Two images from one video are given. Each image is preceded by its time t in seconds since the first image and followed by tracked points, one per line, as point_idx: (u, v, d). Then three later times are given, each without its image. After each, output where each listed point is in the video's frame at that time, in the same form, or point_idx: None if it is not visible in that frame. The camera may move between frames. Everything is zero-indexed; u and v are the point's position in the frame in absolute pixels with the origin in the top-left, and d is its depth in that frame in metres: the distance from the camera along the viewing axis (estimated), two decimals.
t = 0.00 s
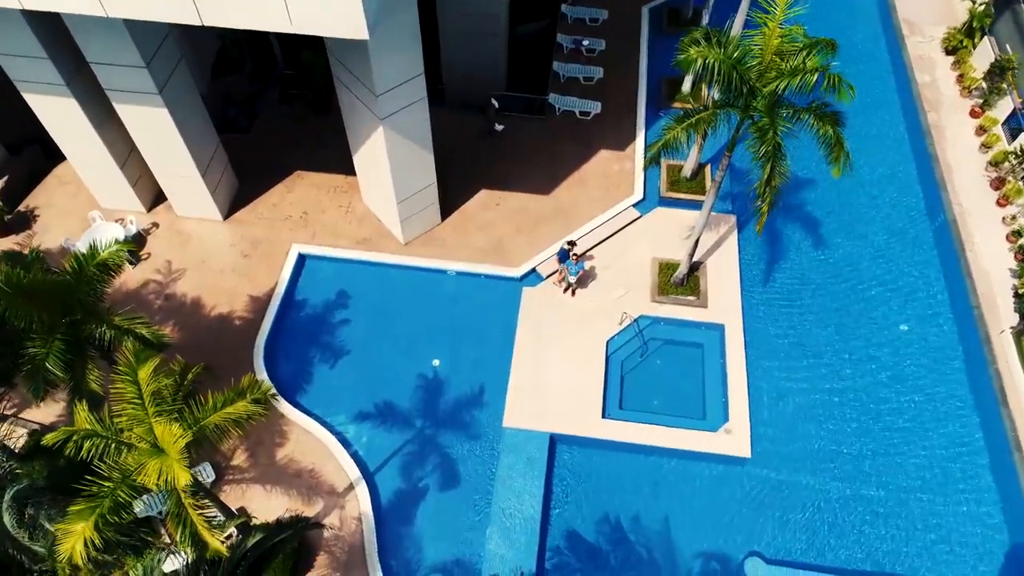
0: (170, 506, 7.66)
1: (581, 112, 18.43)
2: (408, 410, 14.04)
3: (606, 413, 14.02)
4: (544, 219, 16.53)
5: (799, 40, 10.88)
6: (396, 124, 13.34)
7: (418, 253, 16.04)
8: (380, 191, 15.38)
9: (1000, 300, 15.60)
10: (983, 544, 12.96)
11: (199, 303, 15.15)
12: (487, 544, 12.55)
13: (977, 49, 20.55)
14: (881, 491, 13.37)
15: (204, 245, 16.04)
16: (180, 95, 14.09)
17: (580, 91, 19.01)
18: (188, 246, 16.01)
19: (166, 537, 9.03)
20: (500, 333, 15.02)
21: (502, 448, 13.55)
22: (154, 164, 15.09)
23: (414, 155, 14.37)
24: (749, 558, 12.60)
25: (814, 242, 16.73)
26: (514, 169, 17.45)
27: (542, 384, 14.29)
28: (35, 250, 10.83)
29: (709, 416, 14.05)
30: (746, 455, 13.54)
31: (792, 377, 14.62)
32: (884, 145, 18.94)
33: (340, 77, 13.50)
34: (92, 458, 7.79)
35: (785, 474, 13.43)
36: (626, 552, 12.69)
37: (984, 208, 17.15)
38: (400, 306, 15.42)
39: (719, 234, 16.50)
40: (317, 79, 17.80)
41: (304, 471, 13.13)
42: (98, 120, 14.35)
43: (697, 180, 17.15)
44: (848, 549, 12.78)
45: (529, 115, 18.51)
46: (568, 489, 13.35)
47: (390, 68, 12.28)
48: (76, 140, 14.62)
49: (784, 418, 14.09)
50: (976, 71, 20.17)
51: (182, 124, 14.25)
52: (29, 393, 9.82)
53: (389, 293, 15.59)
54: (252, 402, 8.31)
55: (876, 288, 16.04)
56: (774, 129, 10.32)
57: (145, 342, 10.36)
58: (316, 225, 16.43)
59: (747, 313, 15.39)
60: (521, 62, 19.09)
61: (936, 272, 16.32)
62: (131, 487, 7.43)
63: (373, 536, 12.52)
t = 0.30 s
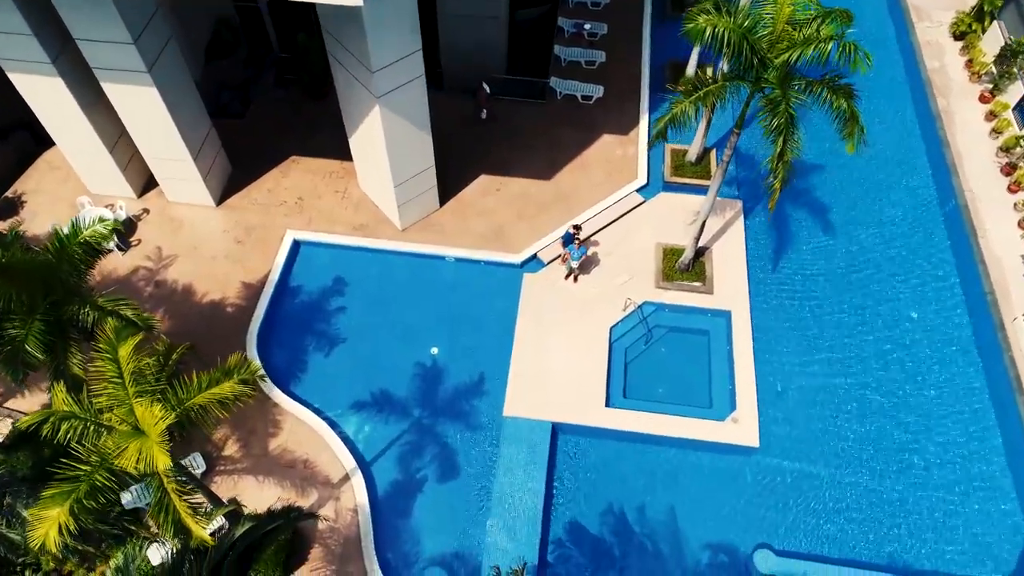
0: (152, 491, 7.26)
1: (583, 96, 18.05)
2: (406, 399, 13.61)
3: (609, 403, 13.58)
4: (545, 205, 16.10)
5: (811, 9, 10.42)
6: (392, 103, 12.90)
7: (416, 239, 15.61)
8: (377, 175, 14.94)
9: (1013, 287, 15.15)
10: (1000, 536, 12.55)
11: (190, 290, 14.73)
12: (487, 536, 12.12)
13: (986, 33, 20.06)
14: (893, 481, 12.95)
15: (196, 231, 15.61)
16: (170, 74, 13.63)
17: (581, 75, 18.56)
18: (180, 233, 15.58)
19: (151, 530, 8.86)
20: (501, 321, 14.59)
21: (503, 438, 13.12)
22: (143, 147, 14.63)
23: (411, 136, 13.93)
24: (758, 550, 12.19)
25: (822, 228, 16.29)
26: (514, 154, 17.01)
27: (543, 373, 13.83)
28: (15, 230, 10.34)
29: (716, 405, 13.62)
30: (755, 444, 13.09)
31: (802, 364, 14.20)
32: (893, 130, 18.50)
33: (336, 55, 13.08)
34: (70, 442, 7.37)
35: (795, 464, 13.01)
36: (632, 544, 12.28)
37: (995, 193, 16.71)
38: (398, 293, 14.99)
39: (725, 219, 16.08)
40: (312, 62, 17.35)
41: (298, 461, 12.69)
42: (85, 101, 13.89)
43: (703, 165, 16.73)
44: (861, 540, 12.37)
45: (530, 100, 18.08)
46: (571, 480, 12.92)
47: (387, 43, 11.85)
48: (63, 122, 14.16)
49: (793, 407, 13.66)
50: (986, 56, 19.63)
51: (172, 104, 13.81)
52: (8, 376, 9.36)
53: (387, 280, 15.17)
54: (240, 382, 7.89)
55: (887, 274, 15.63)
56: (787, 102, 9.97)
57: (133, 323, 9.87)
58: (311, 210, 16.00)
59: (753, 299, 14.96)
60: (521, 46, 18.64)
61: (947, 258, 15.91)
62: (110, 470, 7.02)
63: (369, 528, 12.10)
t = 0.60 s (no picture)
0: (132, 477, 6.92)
1: (583, 81, 17.70)
2: (402, 389, 13.22)
3: (611, 391, 13.19)
4: (545, 191, 15.71)
5: None
6: (388, 82, 12.51)
7: (413, 225, 15.22)
8: (372, 159, 14.54)
9: None
10: (1014, 527, 12.16)
11: (181, 277, 14.33)
12: (486, 529, 11.73)
13: (993, 19, 19.49)
14: (904, 471, 12.57)
15: (187, 218, 15.22)
16: (158, 54, 13.23)
17: (581, 60, 18.18)
18: (170, 219, 15.18)
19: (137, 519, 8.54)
20: (500, 308, 14.21)
21: (502, 427, 12.73)
22: (132, 131, 14.22)
23: (408, 119, 13.53)
24: (766, 542, 11.81)
25: (829, 214, 15.91)
26: (513, 140, 16.62)
27: (543, 363, 13.43)
28: None
29: (722, 393, 13.23)
30: (762, 434, 12.69)
31: (809, 351, 13.81)
32: (900, 116, 18.12)
33: (330, 34, 12.69)
34: (45, 424, 7.01)
35: (803, 453, 12.62)
36: (635, 536, 11.90)
37: (1003, 179, 16.24)
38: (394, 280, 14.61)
39: (729, 205, 15.70)
40: (306, 46, 16.93)
41: (291, 452, 12.30)
42: (72, 83, 13.48)
43: (706, 150, 16.35)
44: (870, 531, 11.99)
45: (529, 85, 17.70)
46: (572, 471, 12.53)
47: (381, 18, 11.45)
48: (49, 105, 13.75)
49: (800, 394, 13.27)
50: (993, 41, 19.07)
51: (161, 86, 13.40)
52: None
53: (383, 267, 14.78)
54: (225, 362, 7.49)
55: (895, 260, 15.25)
56: (796, 74, 9.57)
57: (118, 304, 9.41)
58: (305, 197, 15.60)
59: (758, 286, 14.57)
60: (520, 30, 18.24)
61: (957, 244, 15.52)
62: (86, 454, 6.66)
63: (364, 520, 11.71)
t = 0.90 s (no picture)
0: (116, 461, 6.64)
1: (584, 68, 17.41)
2: (400, 378, 12.95)
3: (613, 381, 12.92)
4: (545, 179, 15.44)
5: None
6: (384, 64, 12.21)
7: (410, 213, 14.93)
8: (369, 146, 14.24)
9: None
10: None
11: (173, 265, 14.06)
12: (485, 521, 11.45)
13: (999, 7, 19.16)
14: (912, 462, 12.28)
15: (181, 206, 14.94)
16: (150, 37, 12.92)
17: (582, 47, 17.89)
18: (163, 207, 14.91)
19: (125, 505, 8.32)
20: (499, 297, 13.93)
21: (501, 418, 12.45)
22: (124, 116, 13.93)
23: (405, 104, 13.24)
24: (771, 534, 11.52)
25: (834, 202, 15.63)
26: (513, 128, 16.34)
27: (543, 352, 13.14)
28: None
29: (726, 383, 12.94)
30: (767, 424, 12.41)
31: (815, 341, 13.52)
32: (906, 104, 17.84)
33: (326, 15, 12.41)
34: (26, 406, 6.72)
35: (809, 444, 12.34)
36: (638, 529, 11.63)
37: (1011, 168, 15.97)
38: (391, 269, 14.33)
39: (732, 192, 15.40)
40: (302, 32, 16.63)
41: (286, 443, 12.01)
42: (62, 67, 13.18)
43: (709, 137, 16.06)
44: (878, 523, 11.71)
45: (529, 73, 17.41)
46: (574, 461, 12.25)
47: None
48: (38, 90, 13.45)
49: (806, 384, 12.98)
50: (999, 29, 18.77)
51: (153, 70, 13.11)
52: None
53: (380, 255, 14.50)
54: (214, 342, 7.19)
55: (902, 248, 14.96)
56: (804, 50, 9.30)
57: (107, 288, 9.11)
58: (300, 185, 15.32)
59: (762, 274, 14.29)
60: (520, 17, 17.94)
61: (965, 232, 15.23)
62: (67, 437, 6.38)
63: (360, 513, 11.41)
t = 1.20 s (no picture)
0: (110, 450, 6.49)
1: (586, 60, 17.24)
2: (400, 372, 12.81)
3: (616, 374, 12.78)
4: (547, 171, 15.29)
5: None
6: (384, 54, 12.06)
7: (410, 206, 14.77)
8: (368, 138, 14.09)
9: None
10: None
11: (171, 258, 13.91)
12: (486, 516, 11.30)
13: None
14: (917, 456, 12.13)
15: (178, 198, 14.79)
16: (147, 26, 12.76)
17: (583, 40, 17.72)
18: (160, 200, 14.76)
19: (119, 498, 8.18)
20: (501, 290, 13.78)
21: (503, 412, 12.29)
22: (120, 107, 13.75)
23: (405, 94, 13.08)
24: (776, 529, 11.36)
25: (838, 195, 15.48)
26: (513, 120, 16.18)
27: (545, 345, 12.98)
28: None
29: (729, 376, 12.79)
30: (772, 417, 12.25)
31: (820, 334, 13.37)
32: (910, 97, 17.69)
33: (325, 4, 12.25)
34: (17, 394, 6.55)
35: (813, 438, 12.19)
36: (640, 524, 11.47)
37: (1017, 160, 15.82)
38: (391, 262, 14.19)
39: (735, 185, 15.24)
40: (301, 24, 16.48)
41: (284, 437, 11.85)
42: (58, 58, 13.01)
43: (712, 129, 15.90)
44: (883, 518, 11.56)
45: (529, 65, 17.25)
46: (576, 456, 12.10)
47: None
48: (34, 81, 13.28)
49: (811, 378, 12.83)
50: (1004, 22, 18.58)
51: (150, 60, 12.95)
52: None
53: (380, 248, 14.36)
54: (209, 329, 7.03)
55: (906, 241, 14.81)
56: (812, 34, 9.17)
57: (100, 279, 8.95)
58: (299, 177, 15.16)
59: (766, 267, 14.14)
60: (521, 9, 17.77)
61: (971, 225, 15.08)
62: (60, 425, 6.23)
63: (360, 508, 11.26)
